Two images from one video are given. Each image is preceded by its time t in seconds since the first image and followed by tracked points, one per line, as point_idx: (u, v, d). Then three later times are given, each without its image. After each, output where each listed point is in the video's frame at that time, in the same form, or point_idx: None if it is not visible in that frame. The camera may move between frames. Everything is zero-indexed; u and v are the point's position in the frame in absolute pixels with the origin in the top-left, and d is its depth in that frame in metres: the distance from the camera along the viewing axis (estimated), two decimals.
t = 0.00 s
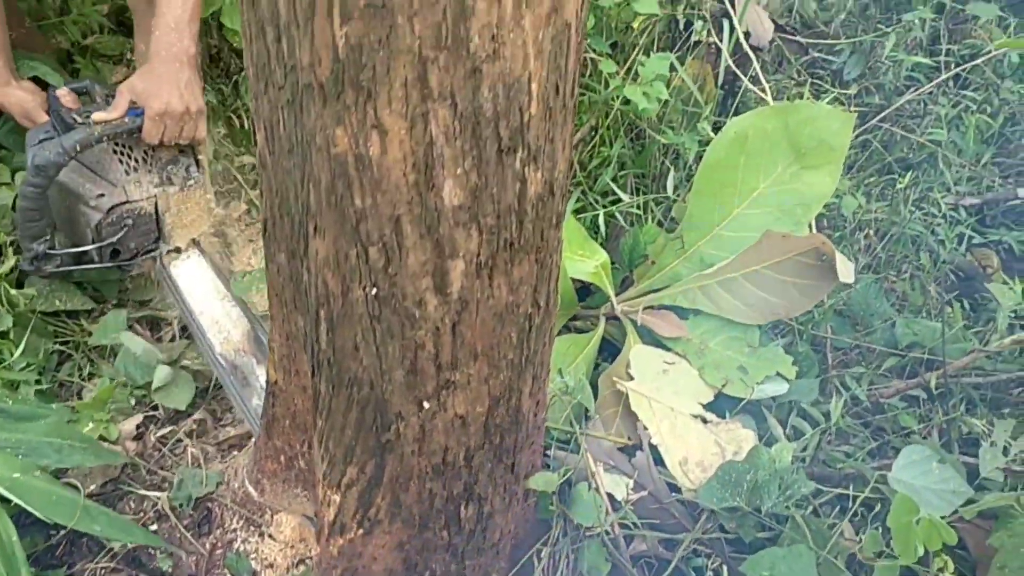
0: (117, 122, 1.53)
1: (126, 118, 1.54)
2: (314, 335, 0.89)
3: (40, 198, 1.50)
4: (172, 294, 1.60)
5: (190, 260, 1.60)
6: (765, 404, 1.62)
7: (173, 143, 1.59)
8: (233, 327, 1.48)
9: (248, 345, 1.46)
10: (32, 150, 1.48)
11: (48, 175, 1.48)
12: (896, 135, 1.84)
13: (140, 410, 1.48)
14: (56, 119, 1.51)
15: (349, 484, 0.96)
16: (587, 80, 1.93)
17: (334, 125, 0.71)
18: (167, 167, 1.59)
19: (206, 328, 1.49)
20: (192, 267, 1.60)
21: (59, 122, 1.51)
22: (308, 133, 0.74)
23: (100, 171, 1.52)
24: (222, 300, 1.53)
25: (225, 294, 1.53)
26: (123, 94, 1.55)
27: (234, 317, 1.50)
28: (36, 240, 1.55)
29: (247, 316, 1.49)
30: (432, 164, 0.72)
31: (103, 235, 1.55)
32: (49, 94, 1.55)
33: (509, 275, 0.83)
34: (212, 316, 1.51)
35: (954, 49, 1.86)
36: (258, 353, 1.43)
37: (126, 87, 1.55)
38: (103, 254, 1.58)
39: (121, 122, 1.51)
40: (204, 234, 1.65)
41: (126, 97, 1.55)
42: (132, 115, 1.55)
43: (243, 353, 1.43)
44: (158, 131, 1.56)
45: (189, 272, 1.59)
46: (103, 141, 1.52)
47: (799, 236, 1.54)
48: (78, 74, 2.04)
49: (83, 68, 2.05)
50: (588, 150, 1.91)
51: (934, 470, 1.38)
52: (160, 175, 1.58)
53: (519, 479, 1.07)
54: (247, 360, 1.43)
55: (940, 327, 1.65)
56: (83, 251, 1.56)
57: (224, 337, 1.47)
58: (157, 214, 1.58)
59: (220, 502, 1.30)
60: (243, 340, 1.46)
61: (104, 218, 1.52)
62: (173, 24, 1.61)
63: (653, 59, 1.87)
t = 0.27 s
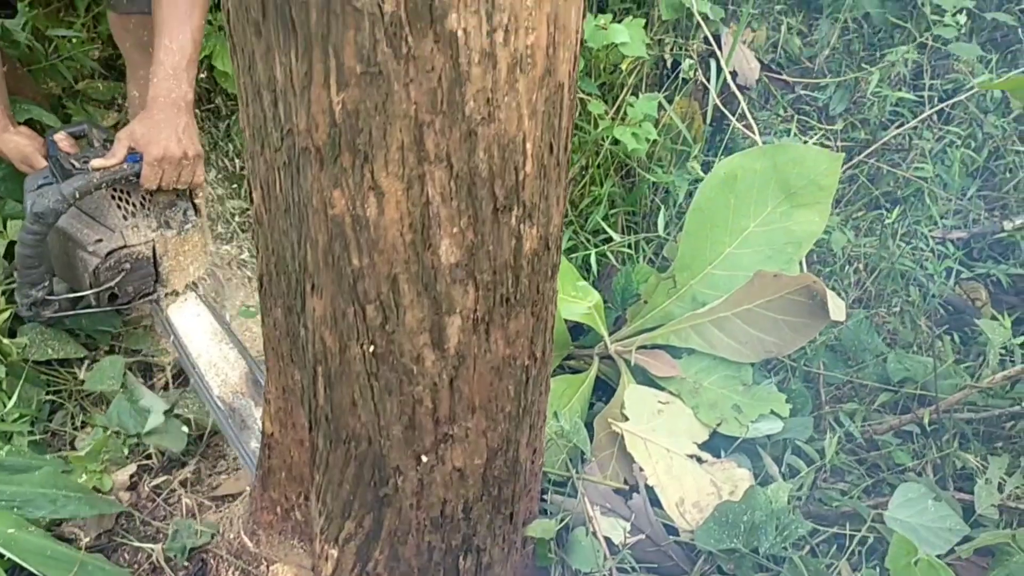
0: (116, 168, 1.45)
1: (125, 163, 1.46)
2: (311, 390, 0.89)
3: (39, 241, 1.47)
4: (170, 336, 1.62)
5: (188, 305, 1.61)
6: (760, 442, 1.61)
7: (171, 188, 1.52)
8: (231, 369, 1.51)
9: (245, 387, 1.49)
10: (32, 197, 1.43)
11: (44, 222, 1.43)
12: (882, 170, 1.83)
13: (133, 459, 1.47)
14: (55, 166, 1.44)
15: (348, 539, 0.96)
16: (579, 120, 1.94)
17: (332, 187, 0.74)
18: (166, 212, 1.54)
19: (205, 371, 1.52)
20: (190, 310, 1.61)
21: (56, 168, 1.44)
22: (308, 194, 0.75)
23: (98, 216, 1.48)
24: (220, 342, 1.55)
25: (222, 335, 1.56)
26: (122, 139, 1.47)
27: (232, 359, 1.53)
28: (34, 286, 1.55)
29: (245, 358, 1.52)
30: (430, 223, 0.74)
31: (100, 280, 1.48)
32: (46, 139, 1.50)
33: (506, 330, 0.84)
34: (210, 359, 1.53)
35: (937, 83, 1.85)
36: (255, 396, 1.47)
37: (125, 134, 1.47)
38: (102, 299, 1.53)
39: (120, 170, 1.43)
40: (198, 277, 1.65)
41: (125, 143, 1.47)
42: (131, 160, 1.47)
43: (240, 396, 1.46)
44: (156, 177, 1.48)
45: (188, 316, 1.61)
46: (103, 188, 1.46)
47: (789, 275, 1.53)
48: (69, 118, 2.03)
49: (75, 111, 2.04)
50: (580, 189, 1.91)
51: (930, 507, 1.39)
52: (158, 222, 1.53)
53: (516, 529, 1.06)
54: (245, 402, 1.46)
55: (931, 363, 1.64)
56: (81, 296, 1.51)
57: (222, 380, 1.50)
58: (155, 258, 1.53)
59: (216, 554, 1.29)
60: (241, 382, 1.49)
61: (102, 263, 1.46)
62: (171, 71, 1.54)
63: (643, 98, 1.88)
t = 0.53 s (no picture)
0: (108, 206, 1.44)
1: (117, 201, 1.45)
2: (310, 434, 0.90)
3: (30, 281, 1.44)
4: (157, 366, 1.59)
5: (177, 335, 1.59)
6: (757, 474, 1.61)
7: (163, 224, 1.51)
8: (226, 403, 1.50)
9: (241, 422, 1.49)
10: (23, 236, 1.41)
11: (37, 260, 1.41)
12: (874, 199, 1.84)
13: (129, 499, 1.47)
14: (46, 204, 1.43)
15: None
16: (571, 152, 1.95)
17: (330, 235, 0.74)
18: (158, 247, 1.54)
19: (198, 404, 1.50)
20: (178, 341, 1.59)
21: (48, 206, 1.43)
22: (306, 242, 0.76)
23: (90, 252, 1.47)
24: (212, 375, 1.54)
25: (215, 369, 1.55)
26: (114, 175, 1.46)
27: (226, 393, 1.52)
28: (26, 324, 1.52)
29: (240, 393, 1.52)
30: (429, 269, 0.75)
31: (92, 317, 1.49)
32: (34, 174, 1.48)
33: (503, 372, 0.84)
34: (204, 392, 1.52)
35: (926, 112, 1.87)
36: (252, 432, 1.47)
37: (116, 170, 1.46)
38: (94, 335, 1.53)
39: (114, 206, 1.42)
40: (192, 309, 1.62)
41: (117, 180, 1.46)
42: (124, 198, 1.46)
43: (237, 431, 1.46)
44: (148, 214, 1.48)
45: (176, 346, 1.58)
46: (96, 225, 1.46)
47: (780, 309, 1.52)
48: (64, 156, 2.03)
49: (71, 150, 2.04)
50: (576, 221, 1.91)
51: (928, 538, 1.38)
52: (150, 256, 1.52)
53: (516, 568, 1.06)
54: (241, 437, 1.46)
55: (926, 392, 1.65)
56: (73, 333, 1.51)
57: (216, 414, 1.49)
58: (147, 294, 1.52)
59: None
60: (236, 417, 1.49)
61: (93, 299, 1.46)
62: (162, 107, 1.52)
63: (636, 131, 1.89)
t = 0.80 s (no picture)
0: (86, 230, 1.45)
1: (94, 225, 1.46)
2: (305, 474, 0.90)
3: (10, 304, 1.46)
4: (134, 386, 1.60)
5: (155, 355, 1.60)
6: (754, 505, 1.61)
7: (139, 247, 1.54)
8: (205, 419, 1.51)
9: (220, 436, 1.49)
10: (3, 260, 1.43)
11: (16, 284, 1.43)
12: (867, 227, 1.85)
13: (125, 537, 1.47)
14: (25, 230, 1.48)
15: None
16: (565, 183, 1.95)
17: (324, 279, 0.75)
18: (135, 269, 1.56)
19: (176, 420, 1.51)
20: (157, 361, 1.60)
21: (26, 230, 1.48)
22: (299, 284, 0.77)
23: (68, 275, 1.50)
24: (191, 393, 1.56)
25: (194, 387, 1.56)
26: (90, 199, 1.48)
27: (205, 410, 1.53)
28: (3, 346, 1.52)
29: (218, 409, 1.53)
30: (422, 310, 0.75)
31: (71, 339, 1.48)
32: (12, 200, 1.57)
33: (497, 410, 0.85)
34: (182, 409, 1.53)
35: (917, 141, 1.88)
36: (231, 446, 1.48)
37: (94, 196, 1.48)
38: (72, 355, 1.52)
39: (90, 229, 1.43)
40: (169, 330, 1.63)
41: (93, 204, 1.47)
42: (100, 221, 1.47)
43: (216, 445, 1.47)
44: (126, 238, 1.50)
45: (155, 365, 1.59)
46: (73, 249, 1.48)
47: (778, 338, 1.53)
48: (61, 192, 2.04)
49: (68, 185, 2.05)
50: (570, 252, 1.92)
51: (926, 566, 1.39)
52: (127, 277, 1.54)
53: None
54: (220, 451, 1.47)
55: (922, 420, 1.65)
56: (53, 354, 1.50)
57: (195, 429, 1.50)
58: (125, 314, 1.54)
59: None
60: (215, 432, 1.50)
61: (73, 321, 1.47)
62: (142, 133, 1.52)
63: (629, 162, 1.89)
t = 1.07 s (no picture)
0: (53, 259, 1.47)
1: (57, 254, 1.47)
2: (308, 519, 0.89)
3: None
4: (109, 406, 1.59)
5: (130, 376, 1.59)
6: (760, 542, 1.60)
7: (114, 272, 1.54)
8: (182, 440, 1.51)
9: (196, 456, 1.50)
10: None
11: None
12: (868, 259, 1.84)
13: None
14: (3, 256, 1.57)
15: None
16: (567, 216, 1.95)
17: (329, 327, 0.75)
18: (110, 290, 1.56)
19: (153, 440, 1.51)
20: (133, 382, 1.59)
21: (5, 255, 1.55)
22: (304, 331, 0.77)
23: (44, 299, 1.51)
24: (168, 414, 1.56)
25: (172, 408, 1.56)
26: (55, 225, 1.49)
27: (181, 430, 1.53)
28: None
29: (195, 429, 1.53)
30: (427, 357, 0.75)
31: (46, 362, 1.50)
32: None
33: (502, 455, 0.84)
34: (159, 430, 1.53)
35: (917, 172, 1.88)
36: (207, 466, 1.48)
37: (59, 222, 1.49)
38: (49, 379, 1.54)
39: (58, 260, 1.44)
40: (149, 350, 1.63)
41: (58, 230, 1.48)
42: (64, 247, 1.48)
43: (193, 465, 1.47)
44: (92, 269, 1.50)
45: (131, 387, 1.59)
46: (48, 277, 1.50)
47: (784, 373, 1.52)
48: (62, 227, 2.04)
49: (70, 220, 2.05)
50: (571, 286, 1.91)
51: None
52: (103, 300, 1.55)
53: None
54: (196, 470, 1.47)
55: (926, 454, 1.64)
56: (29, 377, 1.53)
57: (172, 450, 1.50)
58: (100, 336, 1.53)
59: None
60: (192, 452, 1.50)
61: (47, 343, 1.48)
62: (118, 158, 1.52)
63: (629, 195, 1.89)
